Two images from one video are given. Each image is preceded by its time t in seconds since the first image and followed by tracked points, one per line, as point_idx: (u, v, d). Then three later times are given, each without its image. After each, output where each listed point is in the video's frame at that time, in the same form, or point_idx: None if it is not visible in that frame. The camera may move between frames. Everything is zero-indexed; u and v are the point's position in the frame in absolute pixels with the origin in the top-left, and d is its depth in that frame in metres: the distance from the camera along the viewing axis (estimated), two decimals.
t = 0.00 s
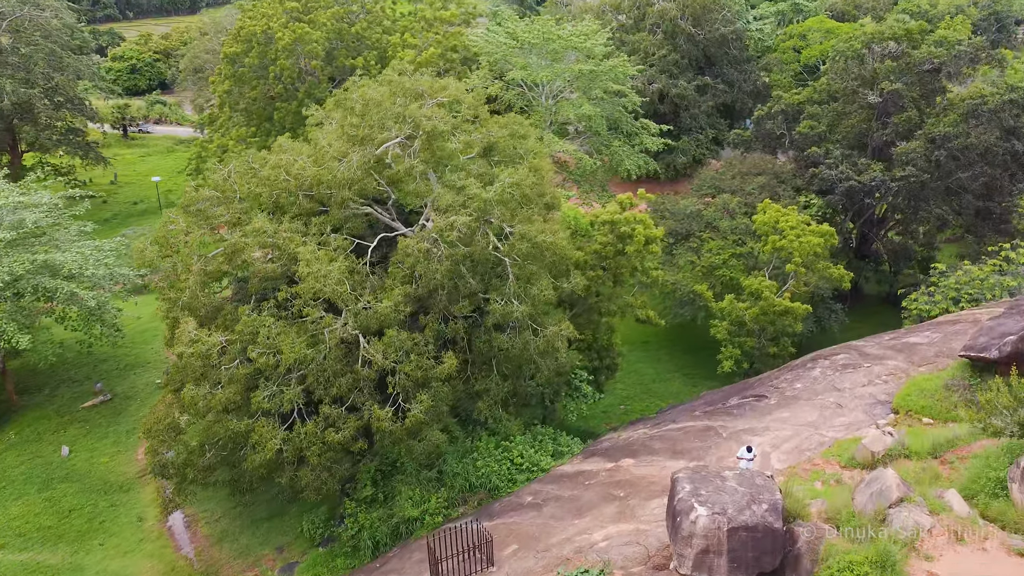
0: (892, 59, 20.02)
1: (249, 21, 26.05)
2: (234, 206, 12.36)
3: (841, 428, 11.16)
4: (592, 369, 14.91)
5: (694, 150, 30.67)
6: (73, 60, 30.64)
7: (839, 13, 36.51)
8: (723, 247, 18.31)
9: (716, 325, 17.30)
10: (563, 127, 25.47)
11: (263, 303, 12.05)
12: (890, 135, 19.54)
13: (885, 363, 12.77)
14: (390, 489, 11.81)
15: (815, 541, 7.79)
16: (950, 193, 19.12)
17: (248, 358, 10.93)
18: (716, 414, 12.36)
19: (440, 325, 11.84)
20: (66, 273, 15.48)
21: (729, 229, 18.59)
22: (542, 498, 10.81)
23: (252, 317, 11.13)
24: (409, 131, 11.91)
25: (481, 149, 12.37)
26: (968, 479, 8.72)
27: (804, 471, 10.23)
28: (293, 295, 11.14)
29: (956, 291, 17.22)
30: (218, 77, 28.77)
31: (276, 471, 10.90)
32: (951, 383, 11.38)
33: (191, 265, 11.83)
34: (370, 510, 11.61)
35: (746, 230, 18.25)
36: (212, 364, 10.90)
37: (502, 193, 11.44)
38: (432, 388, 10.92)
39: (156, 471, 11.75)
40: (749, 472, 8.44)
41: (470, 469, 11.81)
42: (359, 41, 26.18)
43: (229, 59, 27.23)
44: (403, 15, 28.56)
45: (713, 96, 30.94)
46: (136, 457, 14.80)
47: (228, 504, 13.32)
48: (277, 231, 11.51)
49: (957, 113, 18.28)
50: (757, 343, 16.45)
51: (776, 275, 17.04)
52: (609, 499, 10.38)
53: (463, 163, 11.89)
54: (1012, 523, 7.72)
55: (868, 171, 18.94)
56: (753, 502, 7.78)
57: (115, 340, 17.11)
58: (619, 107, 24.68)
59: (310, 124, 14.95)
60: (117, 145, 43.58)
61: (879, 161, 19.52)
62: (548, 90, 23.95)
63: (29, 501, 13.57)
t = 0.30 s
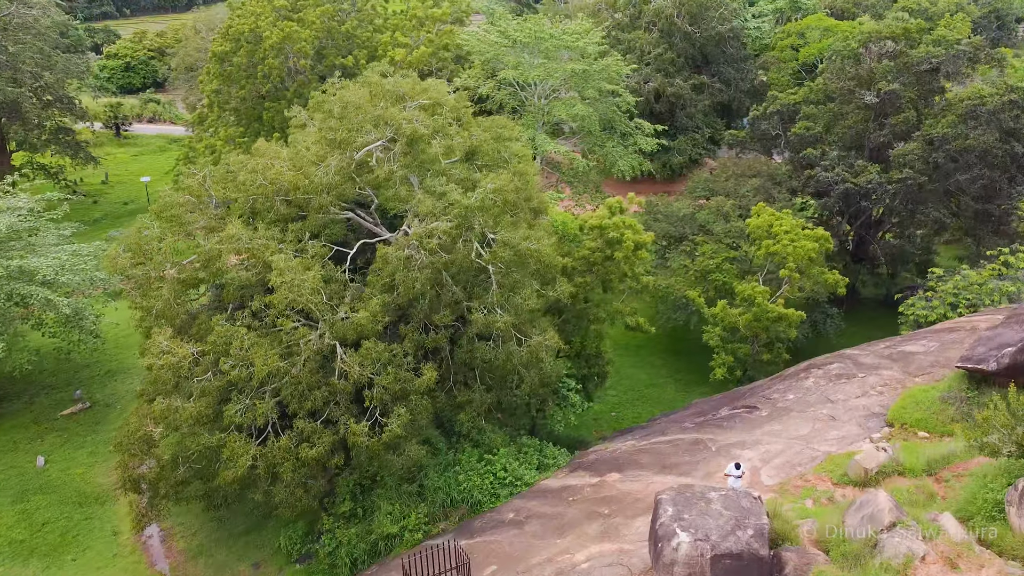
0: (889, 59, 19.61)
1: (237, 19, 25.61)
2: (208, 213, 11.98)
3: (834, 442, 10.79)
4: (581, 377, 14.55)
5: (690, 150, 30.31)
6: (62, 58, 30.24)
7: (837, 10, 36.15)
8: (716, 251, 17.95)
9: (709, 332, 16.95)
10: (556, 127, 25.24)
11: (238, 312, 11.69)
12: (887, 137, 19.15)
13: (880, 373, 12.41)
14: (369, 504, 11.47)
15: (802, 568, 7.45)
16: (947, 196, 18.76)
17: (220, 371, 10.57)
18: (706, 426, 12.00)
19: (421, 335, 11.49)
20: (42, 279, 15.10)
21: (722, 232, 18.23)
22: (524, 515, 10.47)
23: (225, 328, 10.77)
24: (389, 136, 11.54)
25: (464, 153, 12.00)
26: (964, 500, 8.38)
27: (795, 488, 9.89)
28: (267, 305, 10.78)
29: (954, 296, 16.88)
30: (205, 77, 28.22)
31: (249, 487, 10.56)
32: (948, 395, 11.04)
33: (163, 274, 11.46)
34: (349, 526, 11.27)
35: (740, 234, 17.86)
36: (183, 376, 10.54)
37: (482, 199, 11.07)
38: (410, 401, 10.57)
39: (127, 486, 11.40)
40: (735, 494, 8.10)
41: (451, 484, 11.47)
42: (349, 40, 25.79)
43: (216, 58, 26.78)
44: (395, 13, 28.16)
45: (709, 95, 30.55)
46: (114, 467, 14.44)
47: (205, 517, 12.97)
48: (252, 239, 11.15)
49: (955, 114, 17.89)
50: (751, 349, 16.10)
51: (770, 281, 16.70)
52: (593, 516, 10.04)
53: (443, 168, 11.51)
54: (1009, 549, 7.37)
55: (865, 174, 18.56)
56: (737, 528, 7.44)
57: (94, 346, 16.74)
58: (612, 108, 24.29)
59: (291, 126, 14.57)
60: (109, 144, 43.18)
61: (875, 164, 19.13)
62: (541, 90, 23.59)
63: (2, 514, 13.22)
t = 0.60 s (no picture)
0: (885, 59, 19.22)
1: (225, 18, 25.22)
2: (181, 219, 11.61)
3: (826, 458, 10.42)
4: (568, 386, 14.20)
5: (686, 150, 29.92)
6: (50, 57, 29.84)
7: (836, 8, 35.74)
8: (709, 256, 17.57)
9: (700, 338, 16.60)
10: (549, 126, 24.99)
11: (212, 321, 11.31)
12: (884, 139, 18.79)
13: (874, 384, 12.04)
14: (347, 520, 11.11)
15: None
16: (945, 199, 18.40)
17: (189, 384, 10.21)
18: (695, 439, 11.63)
19: (400, 345, 11.14)
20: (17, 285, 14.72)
21: (715, 236, 17.86)
22: (505, 533, 10.11)
23: (196, 339, 10.39)
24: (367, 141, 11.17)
25: (444, 158, 11.63)
26: (959, 523, 8.03)
27: (784, 506, 9.52)
28: (239, 316, 10.40)
29: (951, 301, 16.53)
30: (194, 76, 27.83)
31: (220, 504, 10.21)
32: (942, 409, 10.71)
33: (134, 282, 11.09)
34: (324, 543, 10.92)
35: (734, 238, 17.50)
36: (152, 391, 10.19)
37: (463, 206, 10.72)
38: (386, 416, 10.21)
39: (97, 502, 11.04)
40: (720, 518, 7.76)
41: (431, 499, 11.12)
42: (339, 39, 25.40)
43: (204, 58, 26.39)
44: (386, 12, 27.77)
45: (705, 94, 30.17)
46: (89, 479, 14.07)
47: (181, 531, 12.62)
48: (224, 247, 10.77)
49: (953, 116, 17.54)
50: (743, 356, 15.74)
51: (763, 287, 16.35)
52: (575, 536, 9.67)
53: (423, 173, 11.15)
54: None
55: (861, 176, 18.19)
56: (720, 555, 7.11)
57: (73, 354, 16.36)
58: (605, 108, 23.91)
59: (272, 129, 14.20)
60: (101, 143, 42.76)
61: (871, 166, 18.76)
62: (533, 90, 23.23)
63: None
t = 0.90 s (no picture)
0: (882, 59, 18.81)
1: (212, 18, 24.83)
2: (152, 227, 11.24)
3: (817, 474, 10.05)
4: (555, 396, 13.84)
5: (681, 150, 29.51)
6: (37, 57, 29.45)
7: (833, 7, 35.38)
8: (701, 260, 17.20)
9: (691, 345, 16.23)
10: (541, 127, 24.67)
11: (183, 333, 10.94)
12: (880, 141, 18.43)
13: (868, 396, 11.66)
14: (322, 537, 10.75)
15: None
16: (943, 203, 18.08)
17: (156, 399, 9.84)
18: (682, 454, 11.25)
19: (377, 357, 10.79)
20: None
21: (707, 240, 17.49)
22: (483, 554, 9.74)
23: (163, 352, 10.01)
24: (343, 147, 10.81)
25: (424, 163, 11.27)
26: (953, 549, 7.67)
27: (772, 527, 9.13)
28: (207, 328, 10.02)
29: (949, 307, 16.17)
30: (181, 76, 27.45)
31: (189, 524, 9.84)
32: (937, 423, 10.36)
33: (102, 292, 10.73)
34: (299, 561, 10.56)
35: (726, 242, 17.14)
36: (118, 406, 9.84)
37: (442, 213, 10.36)
38: (361, 432, 9.85)
39: (63, 520, 10.68)
40: (702, 545, 7.39)
41: (409, 516, 10.76)
42: (328, 39, 25.06)
43: (192, 58, 25.99)
44: (376, 11, 27.38)
45: (701, 94, 29.81)
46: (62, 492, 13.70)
47: (154, 547, 12.26)
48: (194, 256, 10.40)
49: (950, 117, 17.21)
50: (735, 364, 15.38)
51: (755, 292, 16.00)
52: (555, 556, 9.29)
53: (401, 179, 10.80)
54: None
55: (856, 179, 17.83)
56: None
57: (50, 362, 15.99)
58: (598, 109, 23.54)
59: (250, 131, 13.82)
60: (93, 143, 42.35)
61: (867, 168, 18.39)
62: (524, 90, 22.86)
63: None
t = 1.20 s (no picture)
0: (880, 60, 18.36)
1: (199, 18, 24.42)
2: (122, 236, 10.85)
3: (810, 494, 9.66)
4: (543, 407, 13.47)
5: (679, 151, 28.97)
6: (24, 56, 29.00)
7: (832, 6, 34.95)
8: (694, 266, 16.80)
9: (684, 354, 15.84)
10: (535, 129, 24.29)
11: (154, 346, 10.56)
12: (878, 144, 18.06)
13: (864, 411, 11.28)
14: (298, 558, 10.39)
15: None
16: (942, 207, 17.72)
17: (122, 417, 9.46)
18: (671, 470, 10.87)
19: (355, 371, 10.44)
20: None
21: (701, 245, 17.10)
22: None
23: (131, 368, 9.64)
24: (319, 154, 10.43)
25: (404, 171, 10.88)
26: None
27: (763, 550, 8.74)
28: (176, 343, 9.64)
29: (948, 315, 15.82)
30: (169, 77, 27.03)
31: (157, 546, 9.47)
32: (935, 440, 9.97)
33: (69, 304, 10.35)
34: None
35: (720, 248, 16.77)
36: (83, 424, 9.47)
37: (420, 222, 9.99)
38: (336, 451, 9.49)
39: (29, 541, 10.30)
40: None
41: (388, 536, 10.39)
42: (318, 40, 24.66)
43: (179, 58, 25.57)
44: (368, 10, 26.96)
45: (698, 94, 29.37)
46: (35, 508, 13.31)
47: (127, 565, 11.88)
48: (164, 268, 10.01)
49: (949, 120, 16.85)
50: (729, 374, 14.99)
51: (749, 300, 15.62)
52: None
53: (379, 186, 10.43)
54: None
55: (853, 183, 17.46)
56: None
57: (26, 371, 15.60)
58: (591, 110, 23.13)
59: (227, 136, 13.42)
60: (85, 144, 41.92)
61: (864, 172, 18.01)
62: (516, 92, 22.46)
63: None
